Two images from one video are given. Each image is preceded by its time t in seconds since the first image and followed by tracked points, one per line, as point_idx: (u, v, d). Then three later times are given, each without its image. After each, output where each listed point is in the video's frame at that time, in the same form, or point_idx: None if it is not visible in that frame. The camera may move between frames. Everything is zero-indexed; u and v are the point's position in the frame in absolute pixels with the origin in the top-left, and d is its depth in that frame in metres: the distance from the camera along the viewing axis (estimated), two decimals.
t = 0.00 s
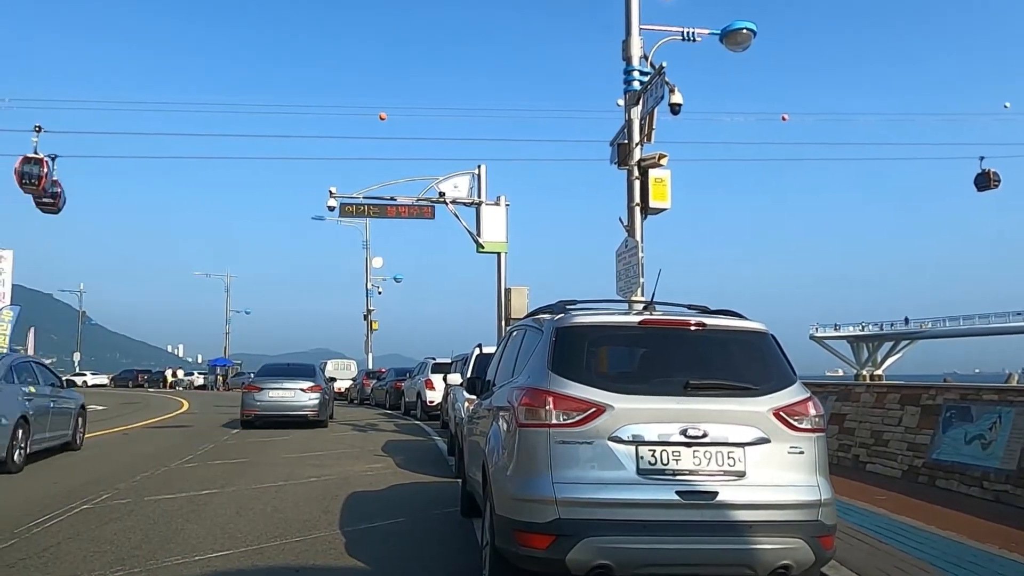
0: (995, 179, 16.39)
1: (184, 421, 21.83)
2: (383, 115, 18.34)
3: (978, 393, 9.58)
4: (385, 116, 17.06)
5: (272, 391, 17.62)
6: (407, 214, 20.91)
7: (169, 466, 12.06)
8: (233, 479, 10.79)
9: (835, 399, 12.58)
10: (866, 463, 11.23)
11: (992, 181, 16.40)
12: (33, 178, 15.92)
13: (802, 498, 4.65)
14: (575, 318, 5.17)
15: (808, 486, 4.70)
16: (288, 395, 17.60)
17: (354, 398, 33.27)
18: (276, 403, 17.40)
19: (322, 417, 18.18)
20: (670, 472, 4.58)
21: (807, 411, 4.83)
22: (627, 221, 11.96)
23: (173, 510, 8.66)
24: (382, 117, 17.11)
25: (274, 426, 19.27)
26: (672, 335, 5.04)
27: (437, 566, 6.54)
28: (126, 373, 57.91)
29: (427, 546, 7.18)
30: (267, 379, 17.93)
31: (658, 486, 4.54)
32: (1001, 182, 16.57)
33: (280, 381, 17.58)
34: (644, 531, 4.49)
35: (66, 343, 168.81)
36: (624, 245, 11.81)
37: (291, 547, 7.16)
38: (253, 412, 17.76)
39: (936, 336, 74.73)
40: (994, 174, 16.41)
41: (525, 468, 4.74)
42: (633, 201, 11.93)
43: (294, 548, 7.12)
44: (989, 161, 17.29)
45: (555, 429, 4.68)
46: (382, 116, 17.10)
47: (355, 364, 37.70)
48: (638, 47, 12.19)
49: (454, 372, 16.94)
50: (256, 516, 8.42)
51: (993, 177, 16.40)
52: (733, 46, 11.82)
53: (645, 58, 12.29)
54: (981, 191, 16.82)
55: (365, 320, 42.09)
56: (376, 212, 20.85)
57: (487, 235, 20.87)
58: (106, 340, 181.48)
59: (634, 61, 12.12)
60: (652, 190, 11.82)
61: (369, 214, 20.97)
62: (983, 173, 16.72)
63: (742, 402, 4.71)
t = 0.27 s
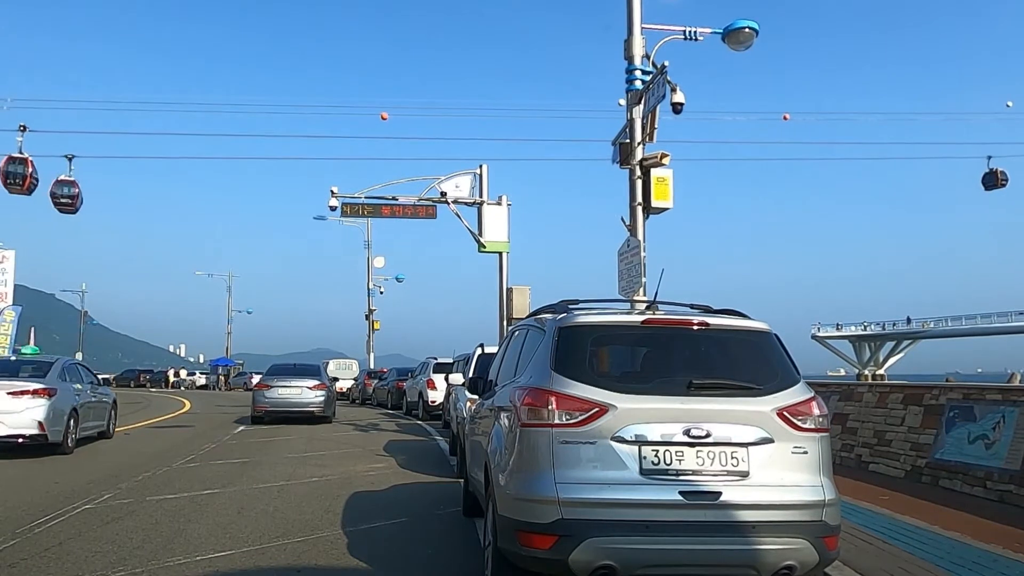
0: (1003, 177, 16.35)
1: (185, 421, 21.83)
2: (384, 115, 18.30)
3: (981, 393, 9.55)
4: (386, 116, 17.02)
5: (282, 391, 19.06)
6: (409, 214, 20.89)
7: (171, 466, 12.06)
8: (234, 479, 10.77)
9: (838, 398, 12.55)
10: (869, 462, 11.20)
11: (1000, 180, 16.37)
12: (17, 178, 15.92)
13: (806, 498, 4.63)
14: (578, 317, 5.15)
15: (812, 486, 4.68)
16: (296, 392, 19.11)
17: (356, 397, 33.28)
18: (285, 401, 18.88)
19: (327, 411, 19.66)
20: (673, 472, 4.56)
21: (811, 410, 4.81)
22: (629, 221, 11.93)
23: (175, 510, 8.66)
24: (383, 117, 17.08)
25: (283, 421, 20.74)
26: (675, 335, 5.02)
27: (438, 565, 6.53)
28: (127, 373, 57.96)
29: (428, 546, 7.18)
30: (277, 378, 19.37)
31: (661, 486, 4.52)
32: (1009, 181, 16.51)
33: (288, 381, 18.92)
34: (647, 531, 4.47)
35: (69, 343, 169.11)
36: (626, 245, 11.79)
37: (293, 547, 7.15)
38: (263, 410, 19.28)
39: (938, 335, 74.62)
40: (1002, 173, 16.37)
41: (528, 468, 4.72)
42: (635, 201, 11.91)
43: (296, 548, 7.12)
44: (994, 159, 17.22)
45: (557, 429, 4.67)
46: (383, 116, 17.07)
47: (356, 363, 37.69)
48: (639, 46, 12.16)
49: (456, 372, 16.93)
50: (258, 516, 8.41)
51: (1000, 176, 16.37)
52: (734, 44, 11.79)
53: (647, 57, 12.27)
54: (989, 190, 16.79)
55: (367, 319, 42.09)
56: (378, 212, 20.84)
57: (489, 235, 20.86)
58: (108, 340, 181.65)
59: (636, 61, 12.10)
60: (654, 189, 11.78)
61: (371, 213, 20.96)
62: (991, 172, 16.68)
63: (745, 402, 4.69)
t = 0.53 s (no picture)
0: (1009, 177, 16.34)
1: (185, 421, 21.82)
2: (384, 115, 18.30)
3: (982, 393, 9.54)
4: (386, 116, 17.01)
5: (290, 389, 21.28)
6: (409, 214, 20.88)
7: (171, 466, 12.06)
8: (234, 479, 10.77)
9: (838, 398, 12.55)
10: (869, 462, 11.20)
11: (1006, 180, 16.35)
12: None
13: (806, 498, 4.63)
14: (578, 317, 5.15)
15: (813, 486, 4.68)
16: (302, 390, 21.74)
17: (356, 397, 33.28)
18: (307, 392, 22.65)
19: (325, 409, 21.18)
20: (674, 472, 4.55)
21: (812, 410, 4.81)
22: (630, 220, 11.93)
23: (175, 510, 8.66)
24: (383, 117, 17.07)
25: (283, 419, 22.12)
26: (675, 335, 5.02)
27: (438, 566, 6.53)
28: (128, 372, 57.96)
29: (428, 546, 7.18)
30: (286, 378, 22.21)
31: (661, 486, 4.52)
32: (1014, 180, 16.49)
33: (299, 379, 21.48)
34: (647, 531, 4.47)
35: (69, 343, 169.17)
36: (626, 245, 11.78)
37: (293, 547, 7.14)
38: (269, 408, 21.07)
39: (939, 335, 74.59)
40: (1008, 173, 16.37)
41: (528, 468, 4.72)
42: (635, 200, 11.90)
43: (296, 548, 7.11)
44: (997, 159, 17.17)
45: (558, 429, 4.66)
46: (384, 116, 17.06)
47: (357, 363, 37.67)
48: (640, 46, 12.15)
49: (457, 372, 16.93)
50: (258, 516, 8.41)
51: (1007, 176, 16.36)
52: (734, 44, 11.78)
53: (647, 57, 12.26)
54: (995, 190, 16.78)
55: (367, 319, 42.09)
56: (379, 212, 20.83)
57: (489, 234, 20.86)
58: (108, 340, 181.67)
59: (636, 61, 12.10)
60: (654, 189, 11.76)
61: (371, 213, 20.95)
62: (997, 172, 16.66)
63: (745, 402, 4.69)
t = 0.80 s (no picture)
0: (1014, 177, 16.34)
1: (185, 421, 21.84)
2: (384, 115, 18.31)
3: (982, 392, 9.54)
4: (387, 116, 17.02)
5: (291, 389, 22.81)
6: (409, 214, 20.88)
7: (171, 466, 12.07)
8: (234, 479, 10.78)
9: (838, 398, 12.55)
10: (869, 462, 11.20)
11: (1011, 180, 16.35)
12: None
13: (806, 498, 4.63)
14: (578, 317, 5.15)
15: (813, 486, 4.68)
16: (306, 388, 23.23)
17: (356, 397, 33.32)
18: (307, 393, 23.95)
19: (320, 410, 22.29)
20: (674, 472, 4.55)
21: (812, 411, 4.81)
22: (630, 221, 11.93)
23: (175, 510, 8.67)
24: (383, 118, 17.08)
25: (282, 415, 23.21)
26: (674, 335, 5.02)
27: (438, 566, 6.53)
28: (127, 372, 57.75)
29: (428, 546, 7.18)
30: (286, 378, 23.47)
31: (662, 486, 4.52)
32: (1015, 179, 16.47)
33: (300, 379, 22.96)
34: (647, 531, 4.47)
35: (69, 343, 169.18)
36: (626, 246, 11.78)
37: (293, 547, 7.15)
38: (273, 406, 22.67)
39: (939, 335, 74.58)
40: (1014, 173, 16.36)
41: (528, 468, 4.72)
42: (635, 201, 11.90)
43: (296, 548, 7.11)
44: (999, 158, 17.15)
45: (558, 429, 4.66)
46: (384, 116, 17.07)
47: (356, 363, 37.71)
48: (640, 46, 12.15)
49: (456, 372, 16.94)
50: (258, 516, 8.42)
51: (1012, 176, 16.35)
52: (734, 44, 11.78)
53: (647, 57, 12.27)
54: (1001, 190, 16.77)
55: (367, 319, 42.12)
56: (379, 212, 20.83)
57: (489, 234, 20.86)
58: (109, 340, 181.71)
59: (636, 61, 12.10)
60: (654, 189, 11.75)
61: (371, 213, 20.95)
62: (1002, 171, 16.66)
63: (746, 402, 4.69)
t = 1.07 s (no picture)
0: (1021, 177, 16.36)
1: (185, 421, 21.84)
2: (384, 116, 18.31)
3: (982, 393, 9.54)
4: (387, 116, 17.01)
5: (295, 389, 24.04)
6: (409, 214, 20.88)
7: (172, 466, 12.07)
8: (235, 479, 10.78)
9: (838, 398, 12.54)
10: (869, 463, 11.20)
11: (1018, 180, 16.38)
12: None
13: (806, 498, 4.63)
14: (578, 317, 5.15)
15: (813, 486, 4.68)
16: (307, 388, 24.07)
17: (357, 397, 33.33)
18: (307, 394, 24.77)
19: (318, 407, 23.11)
20: (674, 472, 4.55)
21: (812, 411, 4.81)
22: (630, 221, 11.93)
23: (175, 510, 8.67)
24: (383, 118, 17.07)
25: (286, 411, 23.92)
26: (674, 335, 5.02)
27: (438, 566, 6.53)
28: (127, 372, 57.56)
29: (428, 546, 7.18)
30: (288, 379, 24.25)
31: (662, 486, 4.52)
32: (1015, 177, 16.46)
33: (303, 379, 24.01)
34: (647, 531, 4.47)
35: (69, 343, 169.22)
36: (626, 246, 11.77)
37: (294, 547, 7.15)
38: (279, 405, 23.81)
39: (938, 335, 74.55)
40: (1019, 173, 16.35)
41: (528, 469, 4.72)
42: (635, 201, 11.90)
43: (296, 548, 7.12)
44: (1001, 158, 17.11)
45: (558, 429, 4.66)
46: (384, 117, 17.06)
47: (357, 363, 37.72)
48: (640, 46, 12.15)
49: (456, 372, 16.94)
50: (258, 516, 8.42)
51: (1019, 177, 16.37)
52: (734, 44, 11.78)
53: (647, 57, 12.27)
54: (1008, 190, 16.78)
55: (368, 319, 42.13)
56: (379, 212, 20.83)
57: (489, 234, 20.86)
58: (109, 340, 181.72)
59: (636, 61, 12.09)
60: (654, 190, 11.74)
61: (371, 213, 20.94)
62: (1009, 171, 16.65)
63: (746, 402, 4.69)
